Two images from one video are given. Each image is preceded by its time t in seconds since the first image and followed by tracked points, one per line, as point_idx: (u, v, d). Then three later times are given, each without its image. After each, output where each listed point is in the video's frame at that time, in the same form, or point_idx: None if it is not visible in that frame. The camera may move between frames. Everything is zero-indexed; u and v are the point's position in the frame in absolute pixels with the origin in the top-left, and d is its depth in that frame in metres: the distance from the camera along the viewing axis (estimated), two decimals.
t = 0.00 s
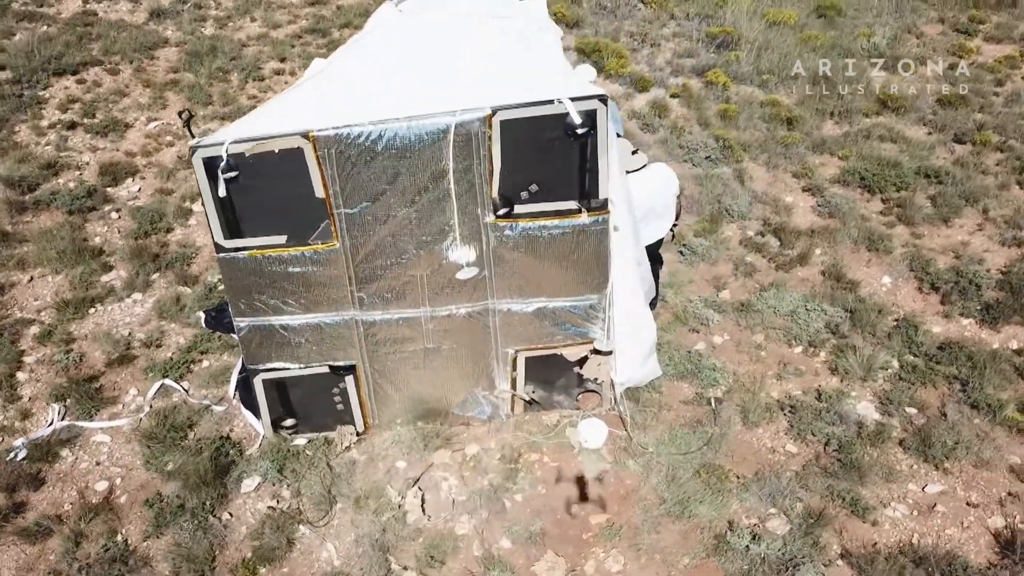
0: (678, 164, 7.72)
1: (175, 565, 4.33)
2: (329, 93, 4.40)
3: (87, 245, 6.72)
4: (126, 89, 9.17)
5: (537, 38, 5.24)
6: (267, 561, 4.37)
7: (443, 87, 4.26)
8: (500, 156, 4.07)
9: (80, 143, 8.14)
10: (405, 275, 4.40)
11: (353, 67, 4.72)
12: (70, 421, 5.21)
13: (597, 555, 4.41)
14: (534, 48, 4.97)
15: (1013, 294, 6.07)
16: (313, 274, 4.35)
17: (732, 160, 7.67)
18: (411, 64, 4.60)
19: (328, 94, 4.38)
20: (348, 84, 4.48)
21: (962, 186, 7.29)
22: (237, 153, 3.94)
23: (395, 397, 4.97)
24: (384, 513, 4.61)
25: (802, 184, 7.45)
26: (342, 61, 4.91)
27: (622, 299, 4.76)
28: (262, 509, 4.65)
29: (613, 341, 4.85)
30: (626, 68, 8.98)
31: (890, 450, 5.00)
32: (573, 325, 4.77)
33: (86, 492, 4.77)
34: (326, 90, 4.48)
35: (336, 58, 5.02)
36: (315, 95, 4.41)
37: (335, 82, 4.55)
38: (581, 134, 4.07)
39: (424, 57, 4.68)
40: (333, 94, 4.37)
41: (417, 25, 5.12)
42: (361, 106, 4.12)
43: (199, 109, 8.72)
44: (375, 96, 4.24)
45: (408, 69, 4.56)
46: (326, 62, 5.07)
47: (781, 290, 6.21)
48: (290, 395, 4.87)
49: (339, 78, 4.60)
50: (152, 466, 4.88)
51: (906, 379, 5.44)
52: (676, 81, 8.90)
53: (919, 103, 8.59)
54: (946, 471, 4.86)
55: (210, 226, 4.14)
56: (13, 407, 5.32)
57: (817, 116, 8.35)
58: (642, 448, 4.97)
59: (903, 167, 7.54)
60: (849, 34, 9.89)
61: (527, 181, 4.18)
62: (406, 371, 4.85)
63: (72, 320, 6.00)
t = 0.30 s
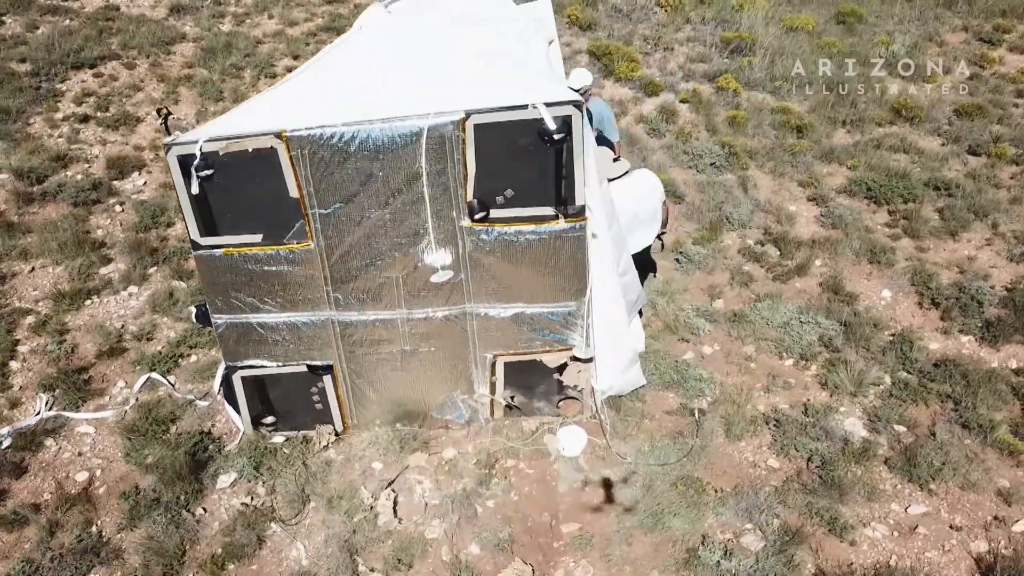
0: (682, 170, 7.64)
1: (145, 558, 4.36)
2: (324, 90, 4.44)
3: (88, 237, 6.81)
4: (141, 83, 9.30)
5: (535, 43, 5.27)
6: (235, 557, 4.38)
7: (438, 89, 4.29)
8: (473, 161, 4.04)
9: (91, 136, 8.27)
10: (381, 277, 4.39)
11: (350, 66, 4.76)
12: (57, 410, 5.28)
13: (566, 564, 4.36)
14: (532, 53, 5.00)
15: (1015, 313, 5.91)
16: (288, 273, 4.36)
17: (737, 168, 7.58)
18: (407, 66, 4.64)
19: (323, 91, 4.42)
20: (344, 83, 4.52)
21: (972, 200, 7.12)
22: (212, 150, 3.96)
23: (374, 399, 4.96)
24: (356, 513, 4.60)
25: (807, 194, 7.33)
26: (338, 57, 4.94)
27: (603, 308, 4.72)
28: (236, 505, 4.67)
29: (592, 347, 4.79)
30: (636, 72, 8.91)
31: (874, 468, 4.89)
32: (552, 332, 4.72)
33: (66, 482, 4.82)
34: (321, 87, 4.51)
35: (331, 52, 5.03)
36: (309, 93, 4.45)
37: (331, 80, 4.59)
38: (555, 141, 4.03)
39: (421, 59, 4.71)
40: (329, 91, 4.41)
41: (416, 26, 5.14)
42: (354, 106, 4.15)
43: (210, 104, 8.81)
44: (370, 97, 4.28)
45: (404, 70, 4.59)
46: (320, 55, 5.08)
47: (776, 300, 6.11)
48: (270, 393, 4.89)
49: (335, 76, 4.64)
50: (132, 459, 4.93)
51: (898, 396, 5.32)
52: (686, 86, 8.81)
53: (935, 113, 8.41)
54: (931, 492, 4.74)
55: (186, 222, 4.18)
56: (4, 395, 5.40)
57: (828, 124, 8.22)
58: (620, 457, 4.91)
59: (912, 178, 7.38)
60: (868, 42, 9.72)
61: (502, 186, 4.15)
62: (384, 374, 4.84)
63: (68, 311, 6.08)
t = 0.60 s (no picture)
0: (681, 175, 7.58)
1: (117, 550, 4.39)
2: (313, 87, 4.45)
3: (87, 230, 6.89)
4: (150, 78, 9.40)
5: (530, 44, 5.26)
6: (206, 552, 4.41)
7: (429, 89, 4.27)
8: (446, 162, 4.02)
9: (98, 130, 8.37)
10: (355, 277, 4.39)
11: (341, 64, 4.76)
12: (43, 401, 5.34)
13: (534, 569, 4.33)
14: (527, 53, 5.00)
15: (1012, 327, 5.78)
16: (263, 270, 4.37)
17: (738, 173, 7.49)
18: (398, 65, 4.62)
19: (312, 89, 4.42)
20: (334, 81, 4.52)
21: (976, 210, 6.98)
22: (186, 147, 3.99)
23: (352, 398, 4.97)
24: (328, 512, 4.61)
25: (807, 201, 7.22)
26: (329, 54, 4.93)
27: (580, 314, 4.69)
28: (210, 501, 4.69)
29: (569, 352, 4.75)
30: (641, 74, 8.84)
31: (855, 482, 4.81)
32: (529, 336, 4.69)
33: (47, 473, 4.88)
34: (310, 83, 4.52)
35: (321, 48, 5.03)
36: (298, 90, 4.45)
37: (320, 77, 4.59)
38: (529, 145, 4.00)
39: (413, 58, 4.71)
40: (319, 89, 4.42)
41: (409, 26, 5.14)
42: (340, 105, 4.15)
43: (216, 100, 8.88)
44: (360, 96, 4.28)
45: (397, 68, 4.59)
46: (310, 51, 5.08)
47: (767, 309, 6.03)
48: (248, 390, 4.91)
49: (327, 73, 4.64)
50: (112, 451, 4.97)
51: (884, 409, 5.23)
52: (692, 90, 8.73)
53: (944, 122, 8.26)
54: (912, 508, 4.65)
55: (162, 217, 4.21)
56: None
57: (834, 131, 8.10)
58: (597, 464, 4.88)
59: (915, 187, 7.25)
60: (881, 47, 9.58)
61: (476, 188, 4.13)
62: (361, 374, 4.84)
63: (61, 303, 6.16)
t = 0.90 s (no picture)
0: (685, 180, 7.54)
1: (96, 539, 4.45)
2: (306, 85, 4.41)
3: (92, 222, 7.00)
4: (165, 73, 9.53)
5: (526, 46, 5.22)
6: (182, 544, 4.45)
7: (426, 88, 4.23)
8: (424, 163, 4.03)
9: (111, 124, 8.50)
10: (335, 275, 4.43)
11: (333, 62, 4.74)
12: (36, 389, 5.43)
13: (506, 572, 4.33)
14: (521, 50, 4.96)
15: (1011, 343, 5.67)
16: (245, 266, 4.41)
17: (742, 180, 7.43)
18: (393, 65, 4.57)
19: (303, 87, 4.40)
20: (325, 80, 4.49)
21: (983, 222, 6.85)
22: (168, 144, 4.03)
23: (336, 395, 5.00)
24: (305, 508, 4.63)
25: (811, 209, 7.13)
26: (320, 53, 4.91)
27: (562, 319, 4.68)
28: (191, 493, 4.75)
29: (551, 356, 4.73)
30: (651, 78, 8.80)
31: (838, 495, 4.74)
32: (510, 339, 4.69)
33: (35, 460, 4.96)
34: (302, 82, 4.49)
35: (312, 48, 5.00)
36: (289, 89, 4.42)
37: (314, 75, 4.56)
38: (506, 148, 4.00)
39: (406, 56, 4.68)
40: (310, 88, 4.38)
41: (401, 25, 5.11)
42: (330, 104, 4.14)
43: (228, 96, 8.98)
44: (351, 94, 4.25)
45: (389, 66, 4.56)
46: (301, 49, 5.05)
47: (761, 317, 5.97)
48: (233, 385, 4.96)
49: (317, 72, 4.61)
50: (100, 440, 5.04)
51: (873, 423, 5.15)
52: (701, 95, 8.67)
53: (957, 131, 8.11)
54: (895, 524, 4.57)
55: (145, 212, 4.25)
56: None
57: (843, 139, 8.00)
58: (577, 468, 4.86)
59: (922, 197, 7.14)
60: (897, 55, 9.43)
61: (454, 189, 4.14)
62: (344, 372, 4.87)
63: (62, 293, 6.26)
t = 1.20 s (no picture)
0: (687, 185, 7.49)
1: (77, 525, 4.52)
2: (291, 80, 4.41)
3: (98, 213, 7.13)
4: (180, 69, 9.66)
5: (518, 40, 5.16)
6: (161, 533, 4.51)
7: (409, 86, 4.21)
8: (402, 163, 4.05)
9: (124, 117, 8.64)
10: (316, 272, 4.46)
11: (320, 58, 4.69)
12: (31, 376, 5.53)
13: (477, 572, 4.33)
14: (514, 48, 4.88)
15: (1008, 357, 5.56)
16: (227, 260, 4.46)
17: (745, 185, 7.37)
18: (380, 61, 4.55)
19: (287, 82, 4.40)
20: (310, 76, 4.45)
21: (989, 234, 6.72)
22: (151, 138, 4.07)
23: (320, 391, 5.04)
24: (284, 502, 4.67)
25: (814, 216, 7.05)
26: (308, 48, 4.86)
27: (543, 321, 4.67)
28: (173, 483, 4.81)
29: (532, 358, 4.72)
30: (660, 81, 8.75)
31: (819, 506, 4.68)
32: (491, 340, 4.69)
33: (24, 445, 5.05)
34: (288, 76, 4.49)
35: (302, 43, 4.96)
36: (274, 83, 4.43)
37: (300, 70, 4.55)
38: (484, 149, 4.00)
39: (394, 51, 4.65)
40: (293, 85, 4.35)
41: (392, 21, 5.05)
42: (312, 101, 4.14)
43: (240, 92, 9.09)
44: (333, 92, 4.21)
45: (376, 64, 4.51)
46: (291, 45, 5.01)
47: (754, 324, 5.91)
48: (219, 377, 5.02)
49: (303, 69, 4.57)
50: (88, 428, 5.12)
51: (861, 434, 5.08)
52: (709, 99, 8.61)
53: (970, 141, 7.96)
54: (874, 537, 4.50)
55: (131, 205, 4.32)
56: None
57: (851, 146, 7.90)
58: (556, 471, 4.85)
59: (928, 207, 7.02)
60: (914, 61, 9.28)
61: (433, 189, 4.14)
62: (327, 368, 4.90)
63: (64, 282, 6.37)
